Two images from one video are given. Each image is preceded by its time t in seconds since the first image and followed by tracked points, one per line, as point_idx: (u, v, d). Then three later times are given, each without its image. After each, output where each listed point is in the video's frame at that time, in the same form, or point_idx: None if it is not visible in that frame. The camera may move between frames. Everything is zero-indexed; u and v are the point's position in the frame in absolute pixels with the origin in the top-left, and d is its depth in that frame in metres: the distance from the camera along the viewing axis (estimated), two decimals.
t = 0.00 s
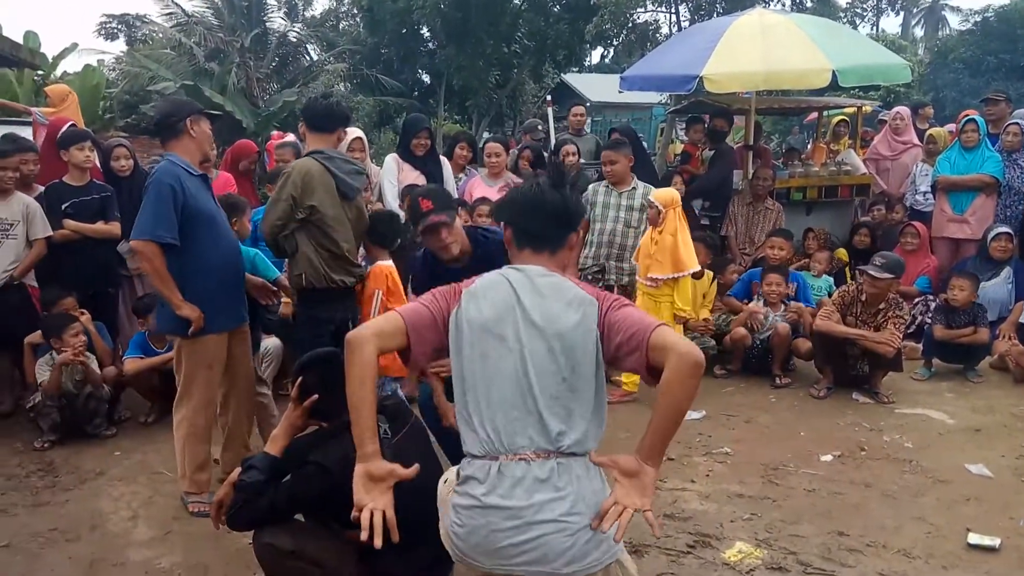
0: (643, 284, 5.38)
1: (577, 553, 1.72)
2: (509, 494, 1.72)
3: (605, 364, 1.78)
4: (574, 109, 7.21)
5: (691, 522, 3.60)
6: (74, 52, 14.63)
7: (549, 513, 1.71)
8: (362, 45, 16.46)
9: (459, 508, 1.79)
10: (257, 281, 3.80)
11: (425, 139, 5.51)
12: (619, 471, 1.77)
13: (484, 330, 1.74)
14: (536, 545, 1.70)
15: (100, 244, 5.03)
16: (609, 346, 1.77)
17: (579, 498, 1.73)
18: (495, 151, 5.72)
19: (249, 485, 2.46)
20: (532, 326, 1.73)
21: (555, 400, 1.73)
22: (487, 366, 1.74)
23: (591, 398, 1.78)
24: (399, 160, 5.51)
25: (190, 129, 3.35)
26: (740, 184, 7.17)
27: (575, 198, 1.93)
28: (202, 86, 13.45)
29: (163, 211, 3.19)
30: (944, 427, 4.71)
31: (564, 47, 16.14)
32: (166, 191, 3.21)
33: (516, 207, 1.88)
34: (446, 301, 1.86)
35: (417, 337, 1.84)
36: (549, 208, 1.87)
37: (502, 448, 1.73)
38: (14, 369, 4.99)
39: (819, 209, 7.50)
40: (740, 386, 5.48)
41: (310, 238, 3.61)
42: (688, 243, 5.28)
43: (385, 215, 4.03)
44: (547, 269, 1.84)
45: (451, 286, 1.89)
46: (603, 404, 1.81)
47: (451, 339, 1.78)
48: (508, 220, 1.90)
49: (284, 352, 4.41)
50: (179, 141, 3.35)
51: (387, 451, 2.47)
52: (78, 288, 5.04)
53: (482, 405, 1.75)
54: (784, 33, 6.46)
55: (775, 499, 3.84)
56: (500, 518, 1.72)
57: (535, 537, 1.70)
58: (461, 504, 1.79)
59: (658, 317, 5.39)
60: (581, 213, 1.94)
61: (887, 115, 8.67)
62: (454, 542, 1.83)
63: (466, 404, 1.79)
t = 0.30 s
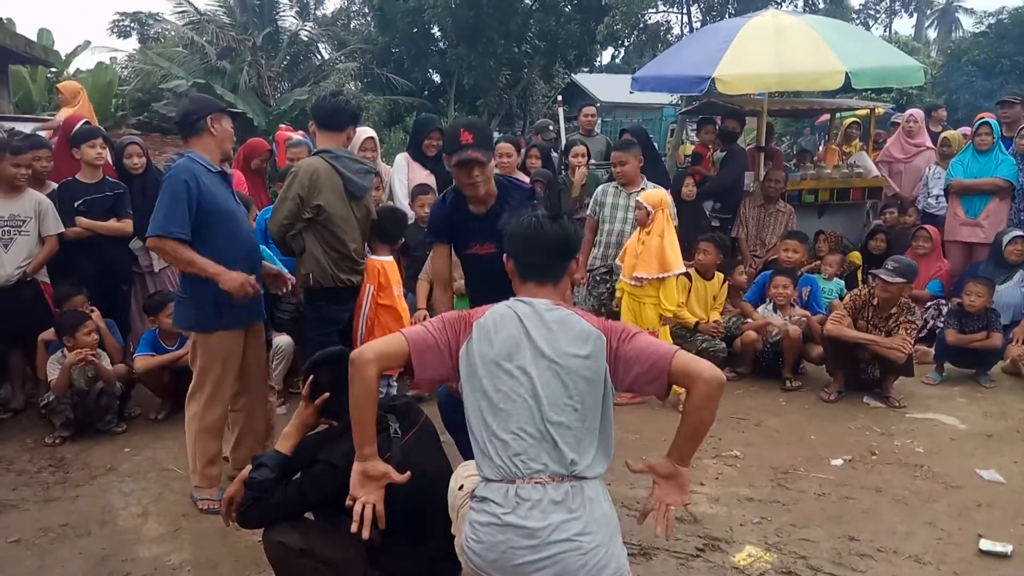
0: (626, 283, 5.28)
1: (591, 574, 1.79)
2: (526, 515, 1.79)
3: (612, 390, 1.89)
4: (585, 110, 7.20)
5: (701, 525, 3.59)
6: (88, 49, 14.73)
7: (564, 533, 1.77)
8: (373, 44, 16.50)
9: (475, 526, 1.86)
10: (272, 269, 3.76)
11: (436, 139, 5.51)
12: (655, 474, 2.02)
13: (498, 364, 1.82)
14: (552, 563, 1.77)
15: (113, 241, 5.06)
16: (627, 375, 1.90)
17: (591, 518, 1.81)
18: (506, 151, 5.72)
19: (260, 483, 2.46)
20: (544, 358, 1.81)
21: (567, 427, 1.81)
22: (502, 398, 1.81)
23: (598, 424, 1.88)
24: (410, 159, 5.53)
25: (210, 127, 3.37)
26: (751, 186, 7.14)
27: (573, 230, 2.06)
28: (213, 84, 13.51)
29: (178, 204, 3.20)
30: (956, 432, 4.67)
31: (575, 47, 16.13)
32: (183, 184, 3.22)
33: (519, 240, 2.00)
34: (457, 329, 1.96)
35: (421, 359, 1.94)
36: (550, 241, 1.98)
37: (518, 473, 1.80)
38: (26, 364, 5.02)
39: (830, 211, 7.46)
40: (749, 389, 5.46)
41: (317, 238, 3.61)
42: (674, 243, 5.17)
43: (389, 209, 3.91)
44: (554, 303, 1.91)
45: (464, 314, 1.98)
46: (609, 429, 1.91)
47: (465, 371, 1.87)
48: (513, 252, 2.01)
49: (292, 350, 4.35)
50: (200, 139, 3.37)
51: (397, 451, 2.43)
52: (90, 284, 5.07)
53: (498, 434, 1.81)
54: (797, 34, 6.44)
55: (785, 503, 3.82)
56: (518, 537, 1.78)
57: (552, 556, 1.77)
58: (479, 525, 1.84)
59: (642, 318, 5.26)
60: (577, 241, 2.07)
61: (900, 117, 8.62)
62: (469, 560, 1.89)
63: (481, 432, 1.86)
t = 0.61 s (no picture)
0: (631, 284, 5.21)
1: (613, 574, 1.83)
2: (549, 515, 1.83)
3: (639, 391, 1.96)
4: (601, 108, 7.17)
5: (716, 527, 3.58)
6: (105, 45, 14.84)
7: (587, 532, 1.82)
8: (389, 41, 16.53)
9: (497, 525, 1.90)
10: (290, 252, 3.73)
11: (451, 137, 5.52)
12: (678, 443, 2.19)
13: (520, 372, 1.88)
14: (575, 561, 1.80)
15: (130, 235, 5.09)
16: (661, 376, 1.98)
17: (613, 519, 1.86)
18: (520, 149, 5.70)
19: (277, 479, 2.47)
20: (565, 365, 1.86)
21: (590, 431, 1.87)
22: (523, 404, 1.87)
23: (618, 427, 1.93)
24: (426, 157, 5.54)
25: (231, 125, 3.40)
26: (768, 185, 7.10)
27: (589, 231, 2.05)
28: (229, 81, 13.58)
29: (198, 197, 3.24)
30: (974, 436, 4.63)
31: (590, 45, 16.09)
32: (201, 178, 3.26)
33: (537, 245, 2.00)
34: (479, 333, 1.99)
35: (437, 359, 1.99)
36: (566, 247, 1.98)
37: (541, 474, 1.85)
38: (43, 359, 5.07)
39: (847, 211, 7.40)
40: (765, 390, 5.43)
41: (334, 236, 3.60)
42: (675, 243, 5.11)
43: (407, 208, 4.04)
44: (573, 309, 1.96)
45: (486, 315, 1.99)
46: (630, 431, 1.96)
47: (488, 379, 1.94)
48: (530, 257, 2.02)
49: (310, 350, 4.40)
50: (221, 136, 3.41)
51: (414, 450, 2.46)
52: (107, 280, 5.10)
53: (522, 439, 1.87)
54: (815, 33, 6.39)
55: (800, 505, 3.80)
56: (541, 536, 1.82)
57: (575, 555, 1.80)
58: (503, 524, 1.88)
59: (644, 319, 5.17)
60: (595, 243, 2.06)
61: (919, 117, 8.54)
62: (491, 560, 1.92)
63: (504, 435, 1.91)
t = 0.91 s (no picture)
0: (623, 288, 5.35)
1: None
2: (566, 516, 1.84)
3: (657, 391, 1.99)
4: (609, 109, 7.17)
5: (723, 530, 3.57)
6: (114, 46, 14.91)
7: (603, 534, 1.83)
8: (396, 42, 16.56)
9: (513, 525, 1.90)
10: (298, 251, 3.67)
11: (459, 139, 5.53)
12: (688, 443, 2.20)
13: (538, 376, 1.90)
14: (593, 563, 1.81)
15: (140, 236, 5.11)
16: (680, 369, 2.06)
17: (630, 521, 1.87)
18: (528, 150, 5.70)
19: (287, 479, 2.47)
20: (584, 370, 1.88)
21: (609, 435, 1.88)
22: (542, 409, 1.88)
23: (636, 432, 1.94)
24: (435, 159, 5.55)
25: (250, 127, 3.43)
26: (777, 187, 7.08)
27: (602, 230, 2.05)
28: (237, 82, 13.63)
29: (214, 194, 3.25)
30: (983, 440, 4.60)
31: (597, 46, 16.09)
32: (218, 175, 3.28)
33: (552, 246, 2.00)
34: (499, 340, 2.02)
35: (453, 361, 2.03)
36: (581, 248, 1.98)
37: (559, 476, 1.86)
38: (53, 358, 5.09)
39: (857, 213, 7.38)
40: (773, 393, 5.41)
41: (344, 237, 3.59)
42: (666, 248, 5.15)
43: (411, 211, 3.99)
44: (591, 313, 1.98)
45: (503, 322, 2.04)
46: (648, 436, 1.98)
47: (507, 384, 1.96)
48: (545, 258, 2.02)
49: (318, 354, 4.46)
50: (238, 137, 3.43)
51: (423, 452, 2.50)
52: (116, 280, 5.12)
53: (541, 443, 1.88)
54: (825, 34, 6.37)
55: (809, 508, 3.78)
56: (558, 536, 1.83)
57: (593, 556, 1.81)
58: (519, 526, 1.89)
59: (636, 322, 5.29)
60: (609, 243, 2.05)
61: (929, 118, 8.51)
62: (505, 560, 1.92)
63: (522, 437, 1.93)
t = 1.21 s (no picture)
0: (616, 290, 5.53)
1: None
2: (574, 516, 1.84)
3: (669, 395, 1.99)
4: (618, 111, 7.16)
5: (733, 533, 3.56)
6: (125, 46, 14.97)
7: (611, 535, 1.83)
8: (406, 44, 16.58)
9: (521, 524, 1.90)
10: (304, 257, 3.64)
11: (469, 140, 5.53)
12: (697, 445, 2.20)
13: (551, 379, 1.90)
14: (600, 563, 1.82)
15: (151, 236, 5.13)
16: (688, 369, 2.05)
17: (638, 522, 1.87)
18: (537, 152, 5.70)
19: (299, 479, 2.46)
20: (596, 373, 1.88)
21: (620, 438, 1.88)
22: (554, 411, 1.89)
23: (647, 434, 1.94)
24: (444, 160, 5.56)
25: (265, 130, 3.45)
26: (787, 189, 7.06)
27: (617, 234, 2.05)
28: (247, 83, 13.68)
29: (235, 192, 3.26)
30: (995, 445, 4.58)
31: (606, 47, 16.07)
32: (239, 175, 3.28)
33: (566, 250, 2.00)
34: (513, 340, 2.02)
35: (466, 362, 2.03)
36: (597, 252, 1.98)
37: (568, 477, 1.87)
38: (64, 358, 5.11)
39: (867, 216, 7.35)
40: (783, 396, 5.39)
41: (356, 239, 3.61)
42: (654, 253, 5.27)
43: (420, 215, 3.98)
44: (605, 316, 1.97)
45: (515, 326, 2.04)
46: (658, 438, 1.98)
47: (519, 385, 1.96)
48: (559, 262, 2.02)
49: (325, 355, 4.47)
50: (252, 138, 3.44)
51: (433, 454, 2.51)
52: (126, 280, 5.14)
53: (552, 444, 1.88)
54: (835, 36, 6.35)
55: (820, 513, 3.77)
56: (566, 536, 1.84)
57: (600, 557, 1.82)
58: (527, 524, 1.90)
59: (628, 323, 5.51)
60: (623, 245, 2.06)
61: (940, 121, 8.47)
62: (513, 559, 1.93)
63: (533, 438, 1.93)
